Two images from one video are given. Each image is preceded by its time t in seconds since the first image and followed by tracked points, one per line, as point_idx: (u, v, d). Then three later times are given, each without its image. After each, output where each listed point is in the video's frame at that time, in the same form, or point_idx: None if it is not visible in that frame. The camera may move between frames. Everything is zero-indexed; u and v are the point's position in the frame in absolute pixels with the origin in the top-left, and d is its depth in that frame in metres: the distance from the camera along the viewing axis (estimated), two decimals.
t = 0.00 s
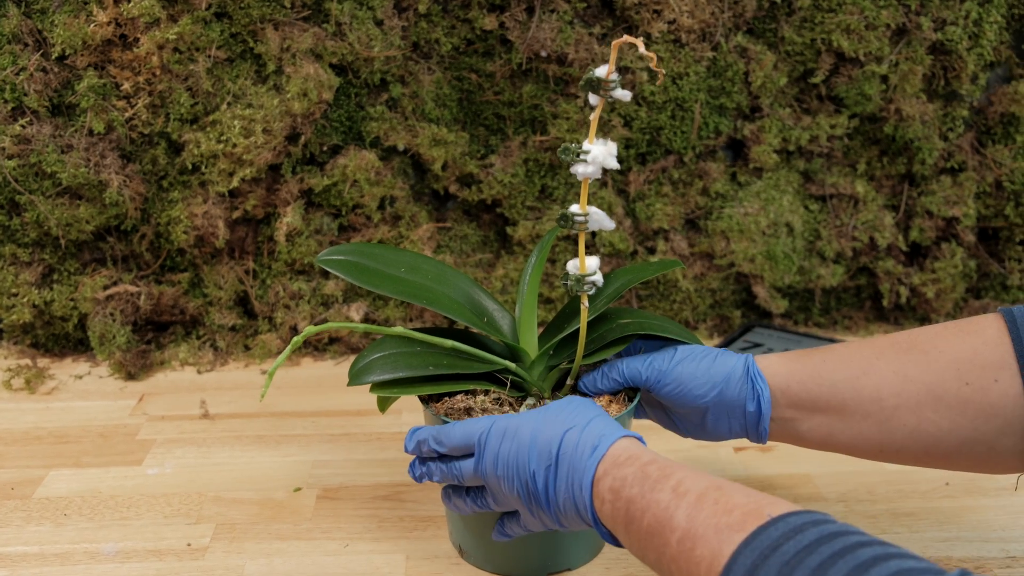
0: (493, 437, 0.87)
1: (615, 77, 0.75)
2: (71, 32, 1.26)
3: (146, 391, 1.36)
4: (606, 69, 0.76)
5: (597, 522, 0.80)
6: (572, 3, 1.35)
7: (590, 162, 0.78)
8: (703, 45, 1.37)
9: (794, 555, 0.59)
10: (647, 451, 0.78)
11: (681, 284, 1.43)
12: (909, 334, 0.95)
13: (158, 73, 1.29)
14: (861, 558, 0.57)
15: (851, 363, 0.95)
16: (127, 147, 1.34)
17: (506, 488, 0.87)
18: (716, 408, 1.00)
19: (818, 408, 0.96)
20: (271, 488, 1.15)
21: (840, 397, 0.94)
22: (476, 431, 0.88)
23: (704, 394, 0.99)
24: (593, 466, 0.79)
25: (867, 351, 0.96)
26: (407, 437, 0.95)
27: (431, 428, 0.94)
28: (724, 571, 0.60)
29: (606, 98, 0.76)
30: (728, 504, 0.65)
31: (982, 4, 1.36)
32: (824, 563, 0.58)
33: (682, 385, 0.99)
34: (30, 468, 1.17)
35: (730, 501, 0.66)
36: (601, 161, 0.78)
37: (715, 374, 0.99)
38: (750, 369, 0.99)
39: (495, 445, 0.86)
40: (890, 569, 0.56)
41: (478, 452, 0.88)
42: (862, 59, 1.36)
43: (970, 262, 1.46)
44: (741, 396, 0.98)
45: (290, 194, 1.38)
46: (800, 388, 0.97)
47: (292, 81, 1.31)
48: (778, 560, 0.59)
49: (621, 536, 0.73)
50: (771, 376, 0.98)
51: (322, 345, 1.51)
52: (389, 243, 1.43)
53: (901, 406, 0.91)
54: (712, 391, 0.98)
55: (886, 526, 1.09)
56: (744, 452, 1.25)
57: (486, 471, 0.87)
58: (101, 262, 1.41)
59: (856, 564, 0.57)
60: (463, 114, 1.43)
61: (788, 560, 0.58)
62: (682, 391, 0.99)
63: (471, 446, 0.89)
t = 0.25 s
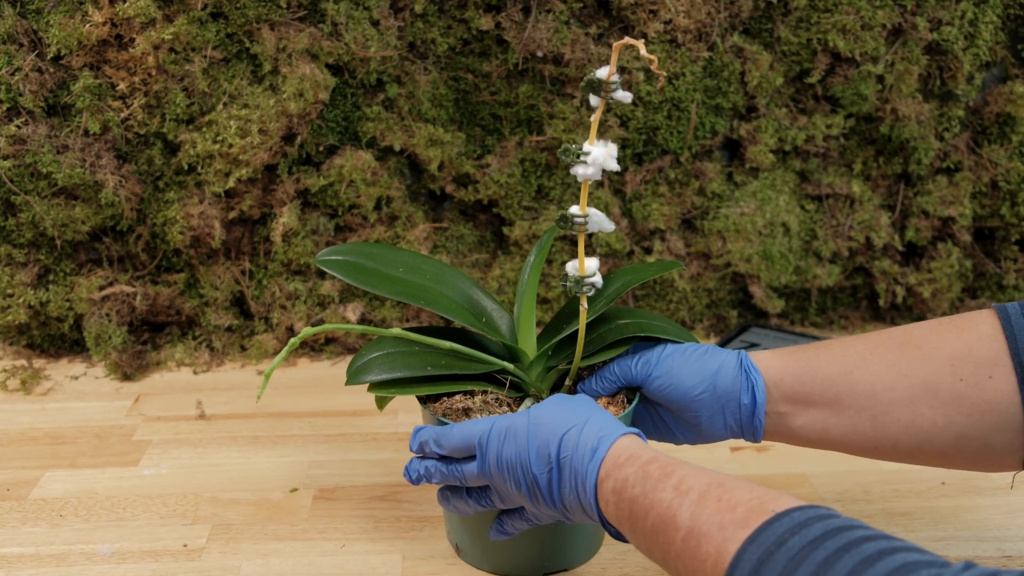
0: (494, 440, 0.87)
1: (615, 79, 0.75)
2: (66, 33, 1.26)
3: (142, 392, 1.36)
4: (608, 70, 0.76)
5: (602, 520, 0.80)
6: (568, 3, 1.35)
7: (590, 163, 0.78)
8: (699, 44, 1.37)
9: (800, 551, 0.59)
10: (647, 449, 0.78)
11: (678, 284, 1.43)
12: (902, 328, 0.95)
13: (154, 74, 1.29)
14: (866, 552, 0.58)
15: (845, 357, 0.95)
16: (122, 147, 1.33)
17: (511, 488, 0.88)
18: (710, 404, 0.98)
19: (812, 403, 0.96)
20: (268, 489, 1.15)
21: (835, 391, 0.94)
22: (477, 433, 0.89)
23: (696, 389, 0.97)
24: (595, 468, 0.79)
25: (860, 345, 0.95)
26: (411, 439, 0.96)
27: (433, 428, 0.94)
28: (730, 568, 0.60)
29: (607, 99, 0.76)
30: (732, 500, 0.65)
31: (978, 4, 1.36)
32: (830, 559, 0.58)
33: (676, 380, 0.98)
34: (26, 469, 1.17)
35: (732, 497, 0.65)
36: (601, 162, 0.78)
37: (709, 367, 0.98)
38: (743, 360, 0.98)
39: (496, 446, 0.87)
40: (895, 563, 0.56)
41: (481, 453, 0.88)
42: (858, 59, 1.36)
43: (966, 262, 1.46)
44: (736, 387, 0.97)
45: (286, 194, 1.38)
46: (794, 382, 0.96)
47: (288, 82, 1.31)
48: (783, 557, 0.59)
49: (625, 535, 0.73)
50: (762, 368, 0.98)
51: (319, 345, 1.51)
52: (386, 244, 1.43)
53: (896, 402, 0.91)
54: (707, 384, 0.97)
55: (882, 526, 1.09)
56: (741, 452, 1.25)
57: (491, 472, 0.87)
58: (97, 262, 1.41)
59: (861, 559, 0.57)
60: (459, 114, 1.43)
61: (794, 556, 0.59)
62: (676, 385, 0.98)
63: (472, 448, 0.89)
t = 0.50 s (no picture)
0: (495, 437, 0.87)
1: (608, 78, 0.75)
2: (68, 33, 1.26)
3: (144, 392, 1.36)
4: (600, 69, 0.76)
5: (606, 517, 0.80)
6: (569, 3, 1.35)
7: (586, 162, 0.78)
8: (700, 44, 1.37)
9: (801, 542, 0.59)
10: (648, 445, 0.78)
11: (678, 284, 1.43)
12: (911, 318, 0.95)
13: (155, 74, 1.30)
14: (868, 543, 0.57)
15: (852, 347, 0.94)
16: (123, 147, 1.33)
17: (512, 484, 0.88)
18: (720, 397, 0.98)
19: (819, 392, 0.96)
20: (270, 488, 1.15)
21: (842, 381, 0.93)
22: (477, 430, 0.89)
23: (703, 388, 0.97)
24: (596, 464, 0.79)
25: (869, 334, 0.95)
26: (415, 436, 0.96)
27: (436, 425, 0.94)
28: (731, 560, 0.60)
29: (600, 98, 0.77)
30: (733, 493, 0.65)
31: (978, 3, 1.36)
32: (831, 549, 0.58)
33: (682, 380, 0.97)
34: (27, 469, 1.17)
35: (734, 491, 0.65)
36: (596, 161, 0.78)
37: (712, 363, 0.97)
38: (746, 349, 0.97)
39: (498, 444, 0.87)
40: (897, 554, 0.56)
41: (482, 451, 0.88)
42: (859, 59, 1.36)
43: (967, 261, 1.46)
44: (741, 376, 0.97)
45: (287, 194, 1.38)
46: (801, 371, 0.96)
47: (289, 82, 1.31)
48: (785, 547, 0.59)
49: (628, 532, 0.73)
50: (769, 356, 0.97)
51: (320, 345, 1.51)
52: (386, 244, 1.43)
53: (903, 392, 0.91)
54: (713, 380, 0.97)
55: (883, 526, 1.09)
56: (742, 451, 1.25)
57: (492, 468, 0.88)
58: (98, 262, 1.41)
59: (863, 550, 0.57)
60: (460, 114, 1.43)
61: (796, 547, 0.58)
62: (682, 384, 0.97)
63: (474, 446, 0.89)
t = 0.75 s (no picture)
0: (491, 439, 0.87)
1: (612, 77, 0.75)
2: (69, 33, 1.26)
3: (145, 392, 1.36)
4: (604, 69, 0.76)
5: (601, 521, 0.80)
6: (570, 3, 1.35)
7: (589, 161, 0.78)
8: (701, 44, 1.37)
9: (798, 542, 0.58)
10: (641, 448, 0.78)
11: (679, 284, 1.43)
12: (909, 297, 0.95)
13: (156, 74, 1.30)
14: (865, 543, 0.57)
15: (848, 323, 0.94)
16: (125, 147, 1.33)
17: (509, 485, 0.88)
18: (721, 379, 0.99)
19: (814, 367, 0.96)
20: (271, 488, 1.15)
21: (836, 356, 0.93)
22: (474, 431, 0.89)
23: (699, 371, 0.98)
24: (589, 467, 0.79)
25: (866, 312, 0.95)
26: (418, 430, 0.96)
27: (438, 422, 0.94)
28: (727, 561, 0.60)
29: (604, 97, 0.76)
30: (729, 495, 0.65)
31: (980, 3, 1.36)
32: (828, 549, 0.57)
33: (676, 363, 0.98)
34: (28, 469, 1.17)
35: (730, 492, 0.65)
36: (599, 161, 0.78)
37: (703, 343, 0.99)
38: (737, 326, 0.98)
39: (494, 446, 0.87)
40: (894, 554, 0.56)
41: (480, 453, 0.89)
42: (860, 59, 1.36)
43: (968, 262, 1.46)
44: (733, 352, 0.97)
45: (288, 194, 1.38)
46: (795, 347, 0.96)
47: (290, 82, 1.31)
48: (781, 548, 0.58)
49: (622, 534, 0.73)
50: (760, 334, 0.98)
51: (321, 345, 1.51)
52: (387, 244, 1.43)
53: (897, 369, 0.90)
54: (707, 361, 0.98)
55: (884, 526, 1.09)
56: (743, 451, 1.25)
57: (489, 469, 0.88)
58: (100, 262, 1.41)
59: (860, 549, 0.57)
60: (461, 114, 1.43)
61: (792, 548, 0.58)
62: (678, 367, 0.98)
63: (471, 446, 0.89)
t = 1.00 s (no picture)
0: (488, 441, 0.87)
1: (615, 79, 0.75)
2: (69, 33, 1.26)
3: (145, 392, 1.36)
4: (607, 70, 0.76)
5: (597, 523, 0.80)
6: (570, 3, 1.35)
7: (593, 162, 0.78)
8: (701, 44, 1.37)
9: (796, 547, 0.59)
10: (638, 450, 0.78)
11: (680, 284, 1.43)
12: (907, 296, 0.95)
13: (157, 74, 1.30)
14: (864, 546, 0.57)
15: (845, 322, 0.94)
16: (125, 147, 1.34)
17: (506, 487, 0.88)
18: (719, 378, 0.99)
19: (811, 366, 0.96)
20: (271, 489, 1.15)
21: (834, 354, 0.93)
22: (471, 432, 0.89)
23: (696, 370, 0.99)
24: (586, 471, 0.79)
25: (863, 310, 0.95)
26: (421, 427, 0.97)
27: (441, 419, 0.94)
28: (726, 566, 0.60)
29: (606, 99, 0.76)
30: (726, 498, 0.65)
31: (980, 3, 1.36)
32: (828, 553, 0.58)
33: (673, 365, 0.99)
34: (29, 469, 1.17)
35: (727, 495, 0.65)
36: (602, 162, 0.78)
37: (700, 344, 0.99)
38: (733, 325, 0.98)
39: (491, 447, 0.87)
40: (894, 557, 0.56)
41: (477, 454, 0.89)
42: (860, 59, 1.36)
43: (968, 262, 1.46)
44: (730, 352, 0.97)
45: (289, 194, 1.38)
46: (792, 345, 0.96)
47: (290, 82, 1.31)
48: (780, 552, 0.59)
49: (619, 536, 0.73)
50: (758, 334, 0.98)
51: (321, 345, 1.51)
52: (388, 244, 1.43)
53: (895, 367, 0.90)
54: (704, 360, 0.98)
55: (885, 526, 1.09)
56: (743, 451, 1.25)
57: (486, 470, 0.88)
58: (100, 263, 1.41)
59: (860, 552, 0.57)
60: (461, 114, 1.43)
61: (791, 552, 0.58)
62: (676, 368, 0.99)
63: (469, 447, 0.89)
